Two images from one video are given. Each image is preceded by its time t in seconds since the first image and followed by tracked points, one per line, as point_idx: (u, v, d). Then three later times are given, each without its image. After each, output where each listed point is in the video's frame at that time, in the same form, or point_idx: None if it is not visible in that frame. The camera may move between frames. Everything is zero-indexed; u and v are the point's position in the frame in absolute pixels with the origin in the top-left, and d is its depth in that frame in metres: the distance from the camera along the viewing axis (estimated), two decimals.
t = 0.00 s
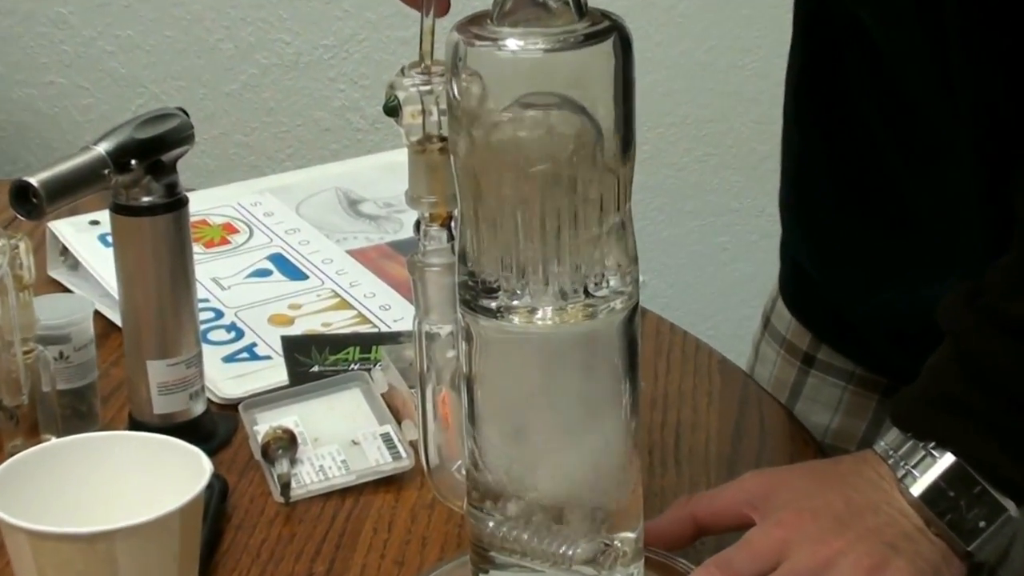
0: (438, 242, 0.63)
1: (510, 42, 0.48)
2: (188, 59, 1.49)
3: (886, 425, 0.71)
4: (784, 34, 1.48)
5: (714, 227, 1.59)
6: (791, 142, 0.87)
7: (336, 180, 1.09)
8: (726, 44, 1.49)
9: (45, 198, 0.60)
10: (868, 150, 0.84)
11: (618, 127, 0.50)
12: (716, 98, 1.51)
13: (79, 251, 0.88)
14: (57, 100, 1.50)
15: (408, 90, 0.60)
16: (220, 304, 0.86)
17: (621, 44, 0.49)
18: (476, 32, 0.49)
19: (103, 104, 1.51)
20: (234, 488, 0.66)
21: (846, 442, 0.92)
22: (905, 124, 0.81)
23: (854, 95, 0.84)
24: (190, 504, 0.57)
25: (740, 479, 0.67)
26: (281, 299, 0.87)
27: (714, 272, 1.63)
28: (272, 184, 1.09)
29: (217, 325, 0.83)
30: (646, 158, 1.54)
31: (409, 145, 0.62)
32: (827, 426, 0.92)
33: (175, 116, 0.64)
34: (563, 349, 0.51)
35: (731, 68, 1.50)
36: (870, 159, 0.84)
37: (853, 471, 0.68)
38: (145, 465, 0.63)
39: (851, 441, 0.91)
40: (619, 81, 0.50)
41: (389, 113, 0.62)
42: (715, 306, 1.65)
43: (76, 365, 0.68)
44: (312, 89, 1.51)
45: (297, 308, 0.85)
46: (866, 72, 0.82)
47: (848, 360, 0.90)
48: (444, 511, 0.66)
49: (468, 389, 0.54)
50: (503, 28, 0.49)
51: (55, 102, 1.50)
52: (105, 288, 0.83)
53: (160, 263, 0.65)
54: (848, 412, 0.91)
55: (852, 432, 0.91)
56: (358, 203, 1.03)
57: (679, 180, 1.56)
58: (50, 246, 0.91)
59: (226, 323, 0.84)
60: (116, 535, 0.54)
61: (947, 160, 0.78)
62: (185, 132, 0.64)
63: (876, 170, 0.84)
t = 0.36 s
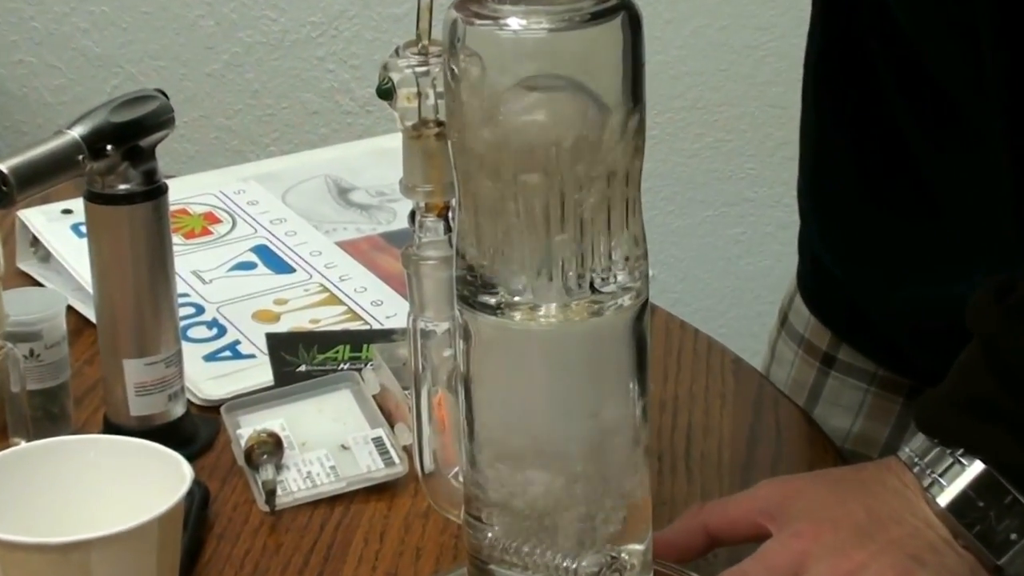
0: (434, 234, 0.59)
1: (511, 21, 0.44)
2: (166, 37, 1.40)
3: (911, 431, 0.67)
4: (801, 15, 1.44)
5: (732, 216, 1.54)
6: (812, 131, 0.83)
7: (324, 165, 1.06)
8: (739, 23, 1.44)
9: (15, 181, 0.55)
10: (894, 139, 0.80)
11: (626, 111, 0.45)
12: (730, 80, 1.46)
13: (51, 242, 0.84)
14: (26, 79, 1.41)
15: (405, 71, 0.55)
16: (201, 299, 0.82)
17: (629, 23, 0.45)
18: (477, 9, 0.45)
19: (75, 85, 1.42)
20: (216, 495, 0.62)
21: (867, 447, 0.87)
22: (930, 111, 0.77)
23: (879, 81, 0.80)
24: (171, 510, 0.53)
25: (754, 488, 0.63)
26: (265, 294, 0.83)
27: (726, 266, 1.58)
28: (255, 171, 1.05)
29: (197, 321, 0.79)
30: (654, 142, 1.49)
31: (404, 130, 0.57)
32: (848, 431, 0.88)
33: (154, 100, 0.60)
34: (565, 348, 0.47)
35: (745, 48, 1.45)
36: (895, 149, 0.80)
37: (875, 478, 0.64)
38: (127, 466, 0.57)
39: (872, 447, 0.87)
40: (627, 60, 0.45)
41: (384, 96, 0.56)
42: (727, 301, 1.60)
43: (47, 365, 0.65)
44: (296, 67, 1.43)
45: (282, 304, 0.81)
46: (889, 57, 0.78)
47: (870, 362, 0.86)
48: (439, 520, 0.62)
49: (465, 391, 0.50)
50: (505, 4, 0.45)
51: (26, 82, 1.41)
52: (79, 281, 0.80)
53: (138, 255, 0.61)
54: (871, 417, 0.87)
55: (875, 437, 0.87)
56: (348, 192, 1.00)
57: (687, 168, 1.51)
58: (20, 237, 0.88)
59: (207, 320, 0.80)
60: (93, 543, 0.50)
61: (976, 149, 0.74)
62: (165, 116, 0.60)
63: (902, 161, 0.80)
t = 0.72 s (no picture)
0: (431, 227, 0.57)
1: (514, 9, 0.41)
2: (157, 22, 1.38)
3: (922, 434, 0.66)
4: (809, 5, 1.42)
5: (736, 211, 1.52)
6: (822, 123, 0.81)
7: (317, 156, 1.03)
8: (743, 12, 1.42)
9: None
10: (908, 132, 0.78)
11: (631, 103, 0.43)
12: (736, 71, 1.44)
13: (36, 233, 0.83)
14: (9, 64, 1.38)
15: (402, 59, 0.53)
16: (190, 293, 0.80)
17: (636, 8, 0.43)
18: None
19: (61, 71, 1.39)
20: (204, 494, 0.60)
21: (876, 450, 0.85)
22: (942, 104, 0.75)
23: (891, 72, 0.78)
24: (159, 509, 0.52)
25: (759, 490, 0.61)
26: (257, 288, 0.81)
27: (731, 263, 1.56)
28: (247, 160, 1.03)
29: (186, 315, 0.78)
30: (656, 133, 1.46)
31: (400, 119, 0.55)
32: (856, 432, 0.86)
33: (145, 87, 0.58)
34: (563, 344, 0.45)
35: (750, 37, 1.43)
36: (909, 142, 0.78)
37: (884, 481, 0.62)
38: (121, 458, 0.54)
39: (881, 449, 0.85)
40: (632, 50, 0.43)
41: (379, 84, 0.54)
42: (731, 297, 1.58)
43: (29, 360, 0.63)
44: (288, 54, 1.41)
45: (274, 298, 0.79)
46: (902, 49, 0.76)
47: (877, 361, 0.85)
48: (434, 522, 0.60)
49: (462, 390, 0.48)
50: None
51: (10, 67, 1.38)
52: (63, 272, 0.78)
53: (126, 247, 0.59)
54: (880, 419, 0.85)
55: (885, 438, 0.85)
56: (342, 183, 0.98)
57: (690, 160, 1.49)
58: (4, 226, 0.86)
59: (196, 314, 0.78)
60: (77, 543, 0.49)
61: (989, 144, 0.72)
62: (155, 104, 0.58)
63: (915, 153, 0.78)
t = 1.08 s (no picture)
0: (427, 217, 0.57)
1: None
2: (150, 11, 1.38)
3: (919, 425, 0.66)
4: None
5: (727, 204, 1.52)
6: (818, 113, 0.81)
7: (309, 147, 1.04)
8: (739, 2, 1.41)
9: None
10: (905, 121, 0.78)
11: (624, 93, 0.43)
12: (732, 62, 1.44)
13: (29, 222, 0.83)
14: (3, 53, 1.38)
15: (397, 47, 0.53)
16: (184, 282, 0.81)
17: None
18: None
19: (54, 60, 1.39)
20: (199, 483, 0.60)
21: (872, 442, 0.87)
22: (941, 95, 0.74)
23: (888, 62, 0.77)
24: (153, 499, 0.52)
25: (754, 479, 0.61)
26: (251, 278, 0.81)
27: (726, 254, 1.56)
28: (241, 149, 1.03)
29: (180, 304, 0.78)
30: (651, 123, 1.46)
31: (395, 108, 0.55)
32: (850, 423, 0.87)
33: (138, 76, 0.58)
34: (558, 333, 0.45)
35: (745, 27, 1.43)
36: (906, 131, 0.78)
37: (879, 472, 0.62)
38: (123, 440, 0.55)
39: (877, 441, 0.87)
40: (622, 42, 0.42)
41: (374, 73, 0.54)
42: (727, 288, 1.58)
43: (23, 348, 0.63)
44: (282, 44, 1.40)
45: (267, 288, 0.79)
46: (897, 40, 0.75)
47: (875, 349, 0.85)
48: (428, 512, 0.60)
49: (457, 380, 0.48)
50: None
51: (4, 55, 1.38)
52: (56, 262, 0.78)
53: (120, 238, 0.59)
54: (873, 409, 0.86)
55: (879, 430, 0.87)
56: (337, 172, 0.98)
57: (686, 151, 1.48)
58: None
59: (190, 303, 0.78)
60: (71, 533, 0.49)
61: (986, 136, 0.71)
62: (148, 93, 0.58)
63: (913, 142, 0.78)
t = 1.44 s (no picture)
0: (424, 190, 0.57)
1: None
2: None
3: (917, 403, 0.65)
4: None
5: (725, 186, 1.51)
6: (817, 101, 0.81)
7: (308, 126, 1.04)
8: None
9: None
10: (905, 109, 0.78)
11: (623, 69, 0.42)
12: (730, 41, 1.44)
13: (25, 200, 0.83)
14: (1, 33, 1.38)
15: (394, 21, 0.53)
16: (180, 260, 0.81)
17: None
18: None
19: (51, 40, 1.39)
20: (195, 460, 0.60)
21: (868, 421, 0.86)
22: (944, 85, 0.74)
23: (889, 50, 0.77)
24: (148, 474, 0.50)
25: (751, 457, 0.61)
26: (247, 256, 0.81)
27: (724, 237, 1.55)
28: (238, 128, 1.04)
29: (176, 282, 0.78)
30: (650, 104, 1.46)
31: (392, 84, 0.55)
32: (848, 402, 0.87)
33: (135, 53, 0.58)
34: (558, 309, 0.44)
35: (743, 7, 1.42)
36: (906, 119, 0.78)
37: (876, 451, 0.62)
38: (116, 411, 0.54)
39: (873, 420, 0.86)
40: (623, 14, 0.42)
41: (372, 49, 0.54)
42: (724, 270, 1.57)
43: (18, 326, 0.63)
44: (278, 25, 1.40)
45: (264, 266, 0.80)
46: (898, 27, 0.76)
47: (872, 332, 0.85)
48: (424, 489, 0.60)
49: (454, 355, 0.48)
50: None
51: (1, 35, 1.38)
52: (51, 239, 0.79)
53: (117, 215, 0.59)
54: (870, 390, 0.86)
55: (876, 411, 0.86)
56: (334, 151, 0.99)
57: (684, 132, 1.48)
58: None
59: (186, 281, 0.78)
60: (65, 508, 0.47)
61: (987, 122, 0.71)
62: (145, 70, 0.58)
63: (912, 131, 0.78)
